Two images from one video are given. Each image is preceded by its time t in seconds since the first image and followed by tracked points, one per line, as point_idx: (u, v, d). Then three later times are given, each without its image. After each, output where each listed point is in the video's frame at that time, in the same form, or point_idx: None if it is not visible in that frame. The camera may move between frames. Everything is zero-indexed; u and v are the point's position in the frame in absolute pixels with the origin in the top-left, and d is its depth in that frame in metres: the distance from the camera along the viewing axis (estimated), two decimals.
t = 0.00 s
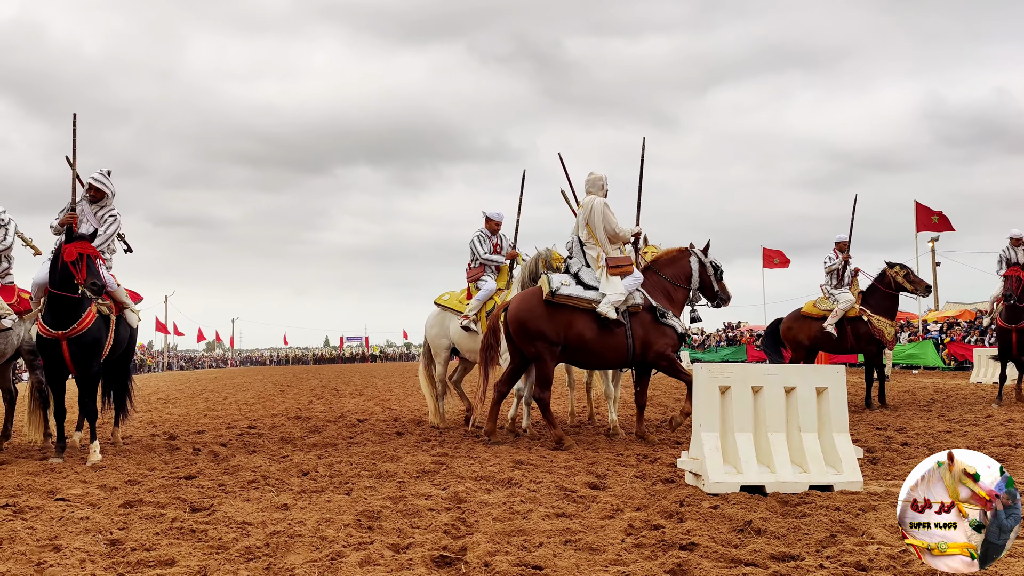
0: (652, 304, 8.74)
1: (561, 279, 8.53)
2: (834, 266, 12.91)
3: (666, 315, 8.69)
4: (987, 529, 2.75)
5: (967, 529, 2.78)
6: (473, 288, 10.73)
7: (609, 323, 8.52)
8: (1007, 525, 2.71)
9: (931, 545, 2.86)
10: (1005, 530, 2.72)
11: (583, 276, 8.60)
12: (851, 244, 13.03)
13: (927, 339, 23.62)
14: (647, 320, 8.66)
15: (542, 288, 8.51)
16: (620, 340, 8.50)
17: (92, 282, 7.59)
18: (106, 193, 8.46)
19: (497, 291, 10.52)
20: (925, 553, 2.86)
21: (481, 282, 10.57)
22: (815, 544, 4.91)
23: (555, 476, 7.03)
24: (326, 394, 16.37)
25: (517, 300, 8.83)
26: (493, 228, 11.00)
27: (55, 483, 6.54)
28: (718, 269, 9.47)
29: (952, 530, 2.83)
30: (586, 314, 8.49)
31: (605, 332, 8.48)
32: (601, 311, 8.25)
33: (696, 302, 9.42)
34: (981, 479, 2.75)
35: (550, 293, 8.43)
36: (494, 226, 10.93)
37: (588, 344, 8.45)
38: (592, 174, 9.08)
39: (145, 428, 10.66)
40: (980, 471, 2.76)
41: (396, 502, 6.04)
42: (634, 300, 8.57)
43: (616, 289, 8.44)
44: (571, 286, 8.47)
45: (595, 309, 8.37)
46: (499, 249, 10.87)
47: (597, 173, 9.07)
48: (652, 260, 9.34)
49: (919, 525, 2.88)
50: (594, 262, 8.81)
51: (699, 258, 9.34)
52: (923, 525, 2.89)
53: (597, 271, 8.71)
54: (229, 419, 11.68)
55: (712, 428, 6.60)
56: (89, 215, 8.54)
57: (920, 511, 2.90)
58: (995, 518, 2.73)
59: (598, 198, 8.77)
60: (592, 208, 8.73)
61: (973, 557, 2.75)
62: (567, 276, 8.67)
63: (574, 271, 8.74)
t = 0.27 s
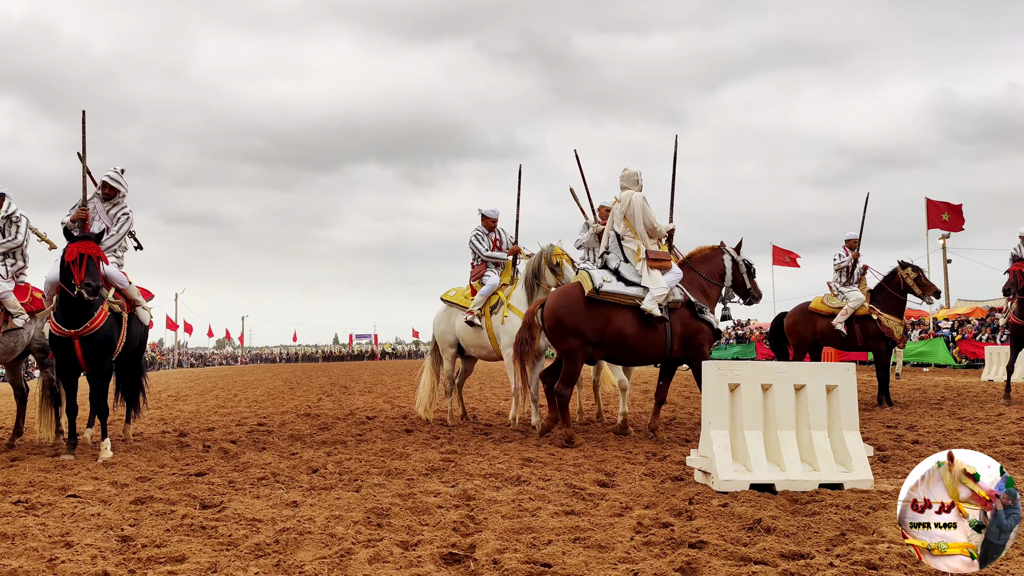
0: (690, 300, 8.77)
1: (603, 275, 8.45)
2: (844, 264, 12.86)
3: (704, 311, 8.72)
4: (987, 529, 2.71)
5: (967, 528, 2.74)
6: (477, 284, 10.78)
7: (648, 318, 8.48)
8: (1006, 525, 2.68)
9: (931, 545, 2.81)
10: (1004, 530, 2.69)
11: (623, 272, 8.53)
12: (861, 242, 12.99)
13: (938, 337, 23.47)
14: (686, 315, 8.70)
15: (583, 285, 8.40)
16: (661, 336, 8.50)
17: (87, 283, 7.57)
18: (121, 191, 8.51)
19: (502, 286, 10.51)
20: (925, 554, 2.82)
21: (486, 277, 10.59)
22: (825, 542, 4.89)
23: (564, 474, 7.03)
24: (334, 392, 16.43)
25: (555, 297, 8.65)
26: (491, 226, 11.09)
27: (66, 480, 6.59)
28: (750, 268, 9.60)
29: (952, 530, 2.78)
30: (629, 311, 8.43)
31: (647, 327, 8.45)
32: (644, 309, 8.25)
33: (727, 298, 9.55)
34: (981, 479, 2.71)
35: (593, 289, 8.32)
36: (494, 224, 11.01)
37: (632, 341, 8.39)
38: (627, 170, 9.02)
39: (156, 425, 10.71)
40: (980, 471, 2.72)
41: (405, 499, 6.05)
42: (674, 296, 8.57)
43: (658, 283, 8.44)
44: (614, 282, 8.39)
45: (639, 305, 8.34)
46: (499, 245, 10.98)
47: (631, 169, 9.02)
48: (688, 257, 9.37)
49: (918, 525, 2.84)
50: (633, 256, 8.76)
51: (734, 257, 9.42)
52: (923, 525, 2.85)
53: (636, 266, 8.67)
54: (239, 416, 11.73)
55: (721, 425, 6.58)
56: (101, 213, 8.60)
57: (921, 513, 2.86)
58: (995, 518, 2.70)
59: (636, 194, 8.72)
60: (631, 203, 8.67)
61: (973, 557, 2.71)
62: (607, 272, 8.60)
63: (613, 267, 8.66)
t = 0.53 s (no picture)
0: (722, 302, 8.82)
1: (639, 274, 8.42)
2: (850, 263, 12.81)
3: (733, 315, 8.79)
4: (987, 529, 2.63)
5: (967, 529, 2.66)
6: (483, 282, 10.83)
7: (682, 319, 8.45)
8: (1007, 525, 2.60)
9: (931, 545, 2.73)
10: (1004, 530, 2.61)
11: (658, 271, 8.52)
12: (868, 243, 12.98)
13: (947, 336, 23.32)
14: (718, 316, 8.71)
15: (621, 284, 8.37)
16: (694, 336, 8.51)
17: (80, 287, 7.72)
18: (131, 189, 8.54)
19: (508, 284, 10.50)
20: (924, 553, 2.74)
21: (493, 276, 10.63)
22: (834, 542, 4.87)
23: (572, 473, 7.02)
24: (343, 391, 16.48)
25: (591, 293, 8.61)
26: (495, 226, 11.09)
27: (77, 479, 6.63)
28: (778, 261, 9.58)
29: (952, 530, 2.70)
30: (664, 310, 8.41)
31: (682, 327, 8.45)
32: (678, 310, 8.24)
33: (756, 295, 9.52)
34: (981, 480, 2.62)
35: (629, 288, 8.30)
36: (498, 223, 11.01)
37: (667, 340, 8.39)
38: (661, 167, 8.97)
39: (165, 424, 10.77)
40: (981, 471, 2.63)
41: (413, 498, 6.06)
42: (708, 298, 8.56)
43: (691, 284, 8.39)
44: (650, 282, 8.37)
45: (675, 306, 8.32)
46: (506, 244, 11.06)
47: (666, 167, 8.96)
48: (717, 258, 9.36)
49: (918, 525, 2.74)
50: (667, 254, 8.71)
51: (762, 256, 9.37)
52: (923, 525, 2.76)
53: (670, 265, 8.65)
54: (248, 415, 11.78)
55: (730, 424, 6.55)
56: (114, 212, 8.66)
57: (919, 511, 2.76)
58: (995, 518, 2.62)
59: (671, 193, 8.67)
60: (666, 201, 8.63)
61: (973, 557, 2.64)
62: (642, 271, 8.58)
63: (648, 266, 8.65)
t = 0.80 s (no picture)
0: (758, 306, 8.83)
1: (681, 277, 8.35)
2: (857, 260, 12.76)
3: (768, 319, 8.81)
4: (987, 529, 2.56)
5: (967, 529, 2.58)
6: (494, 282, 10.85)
7: (722, 322, 8.41)
8: (1007, 525, 2.53)
9: (930, 545, 2.67)
10: (1003, 530, 2.54)
11: (699, 273, 8.43)
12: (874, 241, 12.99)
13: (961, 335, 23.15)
14: (754, 320, 8.70)
15: (662, 285, 8.31)
16: (732, 338, 8.48)
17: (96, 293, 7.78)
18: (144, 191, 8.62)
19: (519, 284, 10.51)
20: (924, 554, 2.68)
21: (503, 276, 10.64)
22: (845, 542, 4.83)
23: (582, 472, 7.00)
24: (354, 391, 16.54)
25: (631, 291, 8.50)
26: (508, 227, 11.08)
27: (91, 478, 6.68)
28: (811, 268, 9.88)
29: (952, 530, 2.63)
30: (703, 311, 8.36)
31: (720, 329, 8.40)
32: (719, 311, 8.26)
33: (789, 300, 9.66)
34: (980, 479, 2.55)
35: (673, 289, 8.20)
36: (510, 224, 11.00)
37: (705, 342, 8.35)
38: (703, 171, 8.94)
39: (179, 424, 10.85)
40: (981, 471, 2.56)
41: (424, 498, 6.07)
42: (746, 302, 8.57)
43: (729, 289, 8.42)
44: (691, 284, 8.29)
45: (714, 308, 8.28)
46: (517, 244, 11.05)
47: (706, 171, 8.94)
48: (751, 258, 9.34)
49: (918, 525, 2.69)
50: (707, 258, 8.65)
51: (798, 260, 9.49)
52: (923, 525, 2.70)
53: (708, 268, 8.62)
54: (261, 415, 11.83)
55: (741, 424, 6.51)
56: (127, 215, 8.72)
57: (920, 513, 2.70)
58: (995, 518, 2.55)
59: (713, 197, 8.61)
60: (707, 204, 8.58)
61: (973, 557, 2.56)
62: (682, 273, 8.48)
63: (688, 267, 8.51)
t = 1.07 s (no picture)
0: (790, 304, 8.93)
1: (718, 274, 8.42)
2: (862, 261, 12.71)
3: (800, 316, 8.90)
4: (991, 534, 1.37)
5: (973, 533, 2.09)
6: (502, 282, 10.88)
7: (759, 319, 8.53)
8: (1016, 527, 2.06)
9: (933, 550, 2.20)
10: (996, 523, 1.50)
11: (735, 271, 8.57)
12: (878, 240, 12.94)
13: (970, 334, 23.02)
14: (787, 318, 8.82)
15: (701, 281, 8.30)
16: (767, 336, 8.62)
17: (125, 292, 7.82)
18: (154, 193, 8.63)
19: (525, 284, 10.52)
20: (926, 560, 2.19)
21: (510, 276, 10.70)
22: (854, 541, 4.81)
23: (590, 472, 6.99)
24: (363, 391, 16.57)
25: (670, 288, 8.51)
26: (521, 225, 11.10)
27: (101, 478, 6.72)
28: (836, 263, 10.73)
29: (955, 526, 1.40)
30: (741, 308, 8.49)
31: (756, 326, 8.54)
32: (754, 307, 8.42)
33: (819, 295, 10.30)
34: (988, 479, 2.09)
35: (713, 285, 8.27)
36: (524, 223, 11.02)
37: (742, 338, 8.46)
38: (741, 172, 9.14)
39: (188, 424, 10.90)
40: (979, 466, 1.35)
41: (433, 498, 6.08)
42: (780, 298, 8.72)
43: (764, 288, 8.64)
44: (728, 281, 8.39)
45: (752, 305, 8.45)
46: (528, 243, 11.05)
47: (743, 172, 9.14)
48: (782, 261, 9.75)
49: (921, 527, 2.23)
50: (741, 258, 8.93)
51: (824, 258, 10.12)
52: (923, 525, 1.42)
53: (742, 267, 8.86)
54: (270, 415, 11.86)
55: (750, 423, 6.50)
56: (137, 216, 8.76)
57: (915, 515, 1.42)
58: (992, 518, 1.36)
59: (746, 198, 8.91)
60: (742, 204, 8.91)
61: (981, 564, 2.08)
62: (717, 270, 8.59)
63: (722, 265, 8.64)
